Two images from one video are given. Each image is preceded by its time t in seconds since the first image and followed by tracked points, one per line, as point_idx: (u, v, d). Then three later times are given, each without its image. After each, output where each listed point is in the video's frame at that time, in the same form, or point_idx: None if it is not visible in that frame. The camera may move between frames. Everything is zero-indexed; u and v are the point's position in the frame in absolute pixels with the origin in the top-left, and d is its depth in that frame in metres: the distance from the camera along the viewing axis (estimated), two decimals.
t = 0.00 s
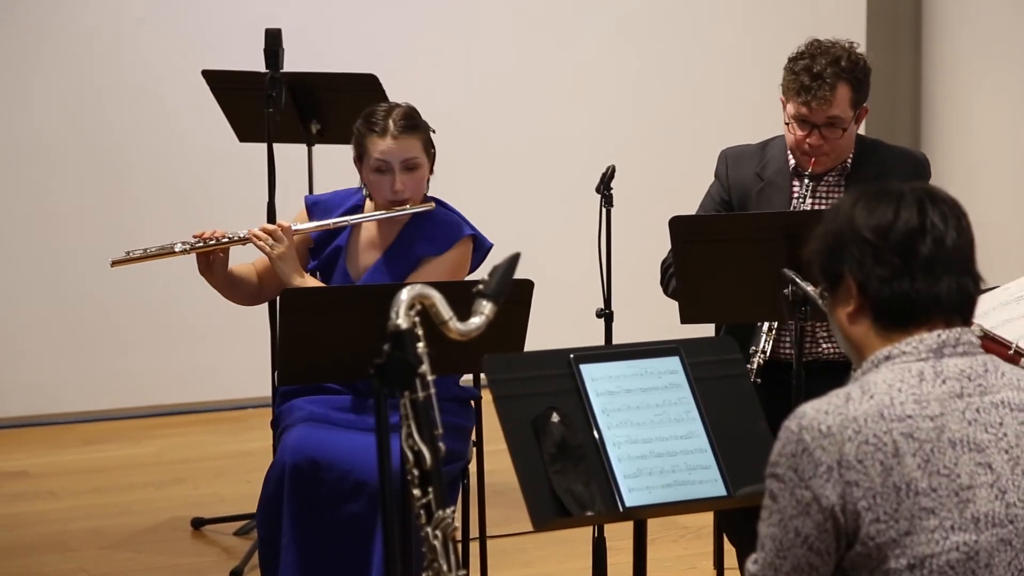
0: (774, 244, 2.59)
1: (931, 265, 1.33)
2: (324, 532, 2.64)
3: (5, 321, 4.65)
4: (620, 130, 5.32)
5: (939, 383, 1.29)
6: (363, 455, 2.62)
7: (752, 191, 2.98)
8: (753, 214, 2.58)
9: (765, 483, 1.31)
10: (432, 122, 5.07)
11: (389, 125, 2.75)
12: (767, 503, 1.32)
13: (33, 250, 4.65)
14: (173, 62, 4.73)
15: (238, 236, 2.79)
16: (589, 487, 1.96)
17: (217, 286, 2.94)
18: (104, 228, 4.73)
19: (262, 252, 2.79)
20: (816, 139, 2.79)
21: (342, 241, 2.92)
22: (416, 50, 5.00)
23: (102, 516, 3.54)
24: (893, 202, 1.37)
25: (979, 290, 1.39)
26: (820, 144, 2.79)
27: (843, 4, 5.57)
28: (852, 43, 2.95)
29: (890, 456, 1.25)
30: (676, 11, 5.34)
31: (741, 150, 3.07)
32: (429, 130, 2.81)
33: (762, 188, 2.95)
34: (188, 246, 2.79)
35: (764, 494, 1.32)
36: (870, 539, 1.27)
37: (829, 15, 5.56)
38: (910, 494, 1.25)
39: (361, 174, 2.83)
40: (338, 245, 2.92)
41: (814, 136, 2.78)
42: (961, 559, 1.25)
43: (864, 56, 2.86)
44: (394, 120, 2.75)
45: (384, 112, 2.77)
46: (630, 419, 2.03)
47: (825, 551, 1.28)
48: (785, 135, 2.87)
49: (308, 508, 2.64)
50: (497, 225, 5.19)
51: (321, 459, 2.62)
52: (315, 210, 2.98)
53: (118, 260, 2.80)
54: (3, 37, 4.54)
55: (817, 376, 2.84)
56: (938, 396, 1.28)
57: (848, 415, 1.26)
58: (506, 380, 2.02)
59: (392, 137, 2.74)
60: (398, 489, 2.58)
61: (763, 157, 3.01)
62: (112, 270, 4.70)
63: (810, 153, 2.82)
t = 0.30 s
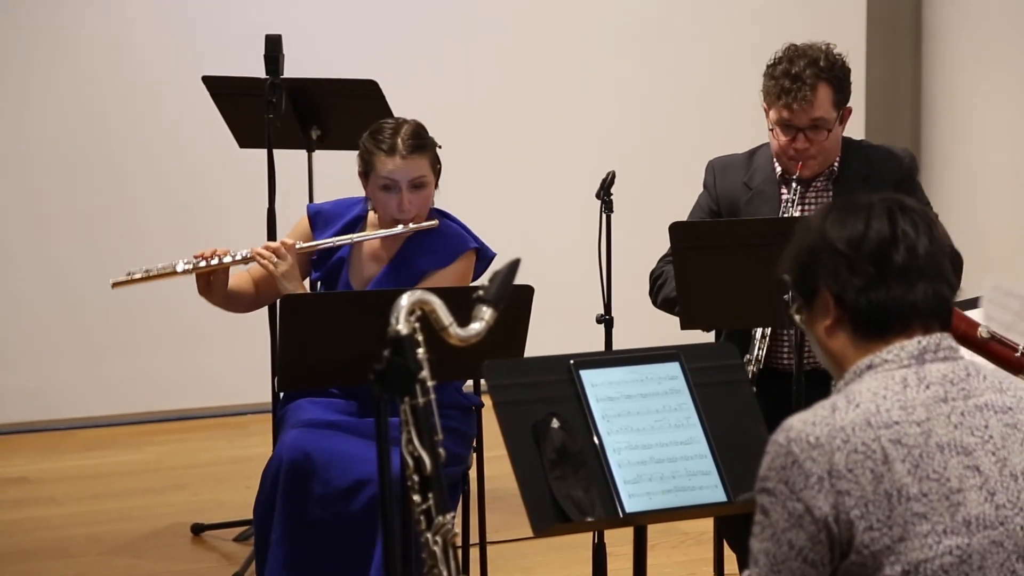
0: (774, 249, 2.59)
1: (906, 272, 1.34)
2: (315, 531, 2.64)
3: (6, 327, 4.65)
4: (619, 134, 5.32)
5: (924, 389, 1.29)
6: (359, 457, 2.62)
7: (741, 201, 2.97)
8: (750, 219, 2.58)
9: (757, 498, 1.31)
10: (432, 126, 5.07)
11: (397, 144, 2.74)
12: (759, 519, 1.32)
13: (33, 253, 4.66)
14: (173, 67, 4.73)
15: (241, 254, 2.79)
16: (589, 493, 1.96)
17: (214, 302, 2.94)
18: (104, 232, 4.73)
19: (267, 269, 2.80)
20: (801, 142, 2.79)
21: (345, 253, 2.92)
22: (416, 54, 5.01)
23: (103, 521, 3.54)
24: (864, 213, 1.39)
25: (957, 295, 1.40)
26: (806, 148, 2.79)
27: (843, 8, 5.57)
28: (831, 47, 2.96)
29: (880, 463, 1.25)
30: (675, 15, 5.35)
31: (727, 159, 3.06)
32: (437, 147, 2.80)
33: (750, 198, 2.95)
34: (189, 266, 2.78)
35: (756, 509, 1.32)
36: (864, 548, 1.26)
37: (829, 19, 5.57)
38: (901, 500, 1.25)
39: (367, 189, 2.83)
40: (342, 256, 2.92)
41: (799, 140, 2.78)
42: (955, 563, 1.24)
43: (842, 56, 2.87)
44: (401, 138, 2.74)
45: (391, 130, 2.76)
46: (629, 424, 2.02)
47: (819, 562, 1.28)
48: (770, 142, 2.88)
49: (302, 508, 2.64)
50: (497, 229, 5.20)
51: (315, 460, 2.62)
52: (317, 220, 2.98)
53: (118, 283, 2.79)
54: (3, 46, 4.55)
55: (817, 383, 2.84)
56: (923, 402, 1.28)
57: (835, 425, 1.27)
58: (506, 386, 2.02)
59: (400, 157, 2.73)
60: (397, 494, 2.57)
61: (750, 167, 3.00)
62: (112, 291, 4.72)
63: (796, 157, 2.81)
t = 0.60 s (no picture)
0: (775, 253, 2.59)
1: (894, 279, 1.34)
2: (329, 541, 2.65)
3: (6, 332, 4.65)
4: (619, 137, 5.32)
5: (919, 392, 1.29)
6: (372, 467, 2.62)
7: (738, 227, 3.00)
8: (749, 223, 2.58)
9: (756, 506, 1.31)
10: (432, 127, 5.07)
11: (375, 181, 2.73)
12: (758, 529, 1.31)
13: (32, 257, 4.66)
14: (173, 70, 4.74)
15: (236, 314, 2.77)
16: (589, 496, 1.96)
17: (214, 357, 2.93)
18: (103, 236, 4.73)
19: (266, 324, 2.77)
20: (798, 190, 2.79)
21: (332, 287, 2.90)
22: (415, 56, 5.01)
23: (102, 526, 3.54)
24: (848, 223, 1.38)
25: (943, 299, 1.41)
26: (802, 194, 2.80)
27: (843, 10, 5.58)
28: (835, 87, 2.94)
29: (878, 467, 1.25)
30: (675, 16, 5.35)
31: (727, 180, 3.10)
32: (413, 178, 2.80)
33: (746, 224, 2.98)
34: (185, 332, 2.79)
35: (755, 518, 1.32)
36: (866, 552, 1.26)
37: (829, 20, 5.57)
38: (901, 503, 1.25)
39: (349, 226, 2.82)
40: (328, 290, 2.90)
41: (796, 187, 2.79)
42: (956, 565, 1.24)
43: (843, 101, 2.84)
44: (379, 177, 2.73)
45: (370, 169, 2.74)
46: (629, 428, 2.02)
47: (821, 569, 1.27)
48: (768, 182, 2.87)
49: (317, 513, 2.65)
50: (497, 232, 5.19)
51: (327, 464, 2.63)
52: (298, 253, 2.97)
53: (119, 360, 2.83)
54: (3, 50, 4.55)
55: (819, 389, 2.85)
56: (919, 404, 1.28)
57: (832, 430, 1.27)
58: (506, 390, 2.02)
59: (382, 195, 2.73)
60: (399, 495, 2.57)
61: (748, 193, 3.04)
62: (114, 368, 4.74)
63: (792, 202, 2.83)
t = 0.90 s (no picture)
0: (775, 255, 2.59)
1: (913, 280, 1.34)
2: (351, 544, 2.65)
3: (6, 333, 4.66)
4: (619, 137, 5.32)
5: (929, 397, 1.29)
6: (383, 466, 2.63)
7: (740, 206, 2.99)
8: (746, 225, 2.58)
9: (761, 503, 1.31)
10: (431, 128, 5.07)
11: (370, 197, 2.74)
12: (762, 526, 1.32)
13: (31, 257, 4.66)
14: (172, 70, 4.74)
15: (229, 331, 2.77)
16: (589, 498, 1.96)
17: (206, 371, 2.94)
18: (103, 237, 4.73)
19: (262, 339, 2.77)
20: (798, 148, 2.80)
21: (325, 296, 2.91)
22: (416, 57, 5.01)
23: (102, 528, 3.54)
24: (871, 219, 1.38)
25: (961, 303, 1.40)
26: (803, 153, 2.80)
27: (842, 10, 5.58)
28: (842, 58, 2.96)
29: (887, 471, 1.25)
30: (675, 17, 5.34)
31: (730, 163, 3.08)
32: (407, 193, 2.81)
33: (749, 202, 2.97)
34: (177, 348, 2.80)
35: (759, 516, 1.33)
36: (871, 556, 1.26)
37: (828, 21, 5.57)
38: (908, 509, 1.25)
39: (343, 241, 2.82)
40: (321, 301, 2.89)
41: (796, 145, 2.79)
42: (961, 572, 1.24)
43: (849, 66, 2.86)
44: (374, 191, 2.74)
45: (363, 183, 2.75)
46: (629, 429, 2.02)
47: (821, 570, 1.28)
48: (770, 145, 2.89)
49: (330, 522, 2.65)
50: (496, 233, 5.19)
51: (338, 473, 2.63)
52: (287, 261, 2.96)
53: (110, 377, 2.84)
54: (3, 51, 4.55)
55: (818, 390, 2.85)
56: (930, 409, 1.28)
57: (842, 432, 1.26)
58: (506, 391, 2.02)
59: (377, 212, 2.73)
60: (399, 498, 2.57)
61: (751, 170, 3.02)
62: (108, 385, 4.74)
63: (793, 161, 2.83)
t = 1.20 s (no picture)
0: (775, 256, 2.59)
1: (948, 281, 1.34)
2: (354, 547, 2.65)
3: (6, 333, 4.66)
4: (618, 138, 5.32)
5: (945, 396, 1.31)
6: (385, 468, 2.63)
7: (747, 197, 3.03)
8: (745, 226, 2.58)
9: (768, 489, 1.35)
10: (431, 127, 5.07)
11: (353, 182, 2.74)
12: (769, 509, 1.36)
13: (29, 255, 4.66)
14: (171, 69, 4.73)
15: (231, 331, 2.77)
16: (589, 500, 1.96)
17: (209, 379, 2.94)
18: (104, 237, 4.73)
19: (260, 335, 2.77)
20: (809, 124, 2.85)
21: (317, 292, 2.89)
22: (416, 56, 5.01)
23: (101, 528, 3.54)
24: (916, 211, 1.37)
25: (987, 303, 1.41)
26: (814, 129, 2.85)
27: (842, 10, 5.57)
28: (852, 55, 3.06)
29: (896, 468, 1.28)
30: (674, 16, 5.34)
31: (737, 157, 3.12)
32: (387, 176, 2.82)
33: (756, 191, 3.00)
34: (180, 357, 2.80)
35: (767, 501, 1.36)
36: (874, 551, 1.30)
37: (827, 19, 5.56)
38: (915, 507, 1.28)
39: (329, 230, 2.83)
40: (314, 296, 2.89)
41: (809, 120, 2.85)
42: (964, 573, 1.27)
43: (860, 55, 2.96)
44: (356, 176, 2.74)
45: (343, 168, 2.76)
46: (629, 430, 2.02)
47: (822, 562, 1.32)
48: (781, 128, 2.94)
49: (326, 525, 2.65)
50: (496, 232, 5.19)
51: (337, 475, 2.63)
52: (276, 262, 2.97)
53: (118, 394, 2.85)
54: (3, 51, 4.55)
55: (817, 389, 2.85)
56: (944, 409, 1.30)
57: (853, 427, 1.29)
58: (506, 393, 2.01)
59: (361, 196, 2.74)
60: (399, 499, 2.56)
61: (758, 164, 3.06)
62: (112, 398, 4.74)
63: (804, 140, 2.86)
